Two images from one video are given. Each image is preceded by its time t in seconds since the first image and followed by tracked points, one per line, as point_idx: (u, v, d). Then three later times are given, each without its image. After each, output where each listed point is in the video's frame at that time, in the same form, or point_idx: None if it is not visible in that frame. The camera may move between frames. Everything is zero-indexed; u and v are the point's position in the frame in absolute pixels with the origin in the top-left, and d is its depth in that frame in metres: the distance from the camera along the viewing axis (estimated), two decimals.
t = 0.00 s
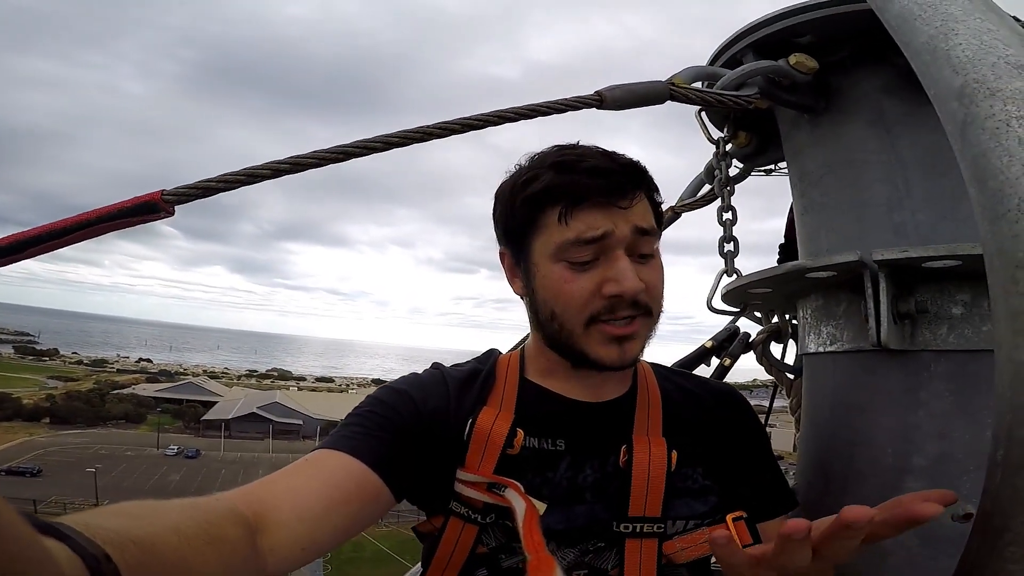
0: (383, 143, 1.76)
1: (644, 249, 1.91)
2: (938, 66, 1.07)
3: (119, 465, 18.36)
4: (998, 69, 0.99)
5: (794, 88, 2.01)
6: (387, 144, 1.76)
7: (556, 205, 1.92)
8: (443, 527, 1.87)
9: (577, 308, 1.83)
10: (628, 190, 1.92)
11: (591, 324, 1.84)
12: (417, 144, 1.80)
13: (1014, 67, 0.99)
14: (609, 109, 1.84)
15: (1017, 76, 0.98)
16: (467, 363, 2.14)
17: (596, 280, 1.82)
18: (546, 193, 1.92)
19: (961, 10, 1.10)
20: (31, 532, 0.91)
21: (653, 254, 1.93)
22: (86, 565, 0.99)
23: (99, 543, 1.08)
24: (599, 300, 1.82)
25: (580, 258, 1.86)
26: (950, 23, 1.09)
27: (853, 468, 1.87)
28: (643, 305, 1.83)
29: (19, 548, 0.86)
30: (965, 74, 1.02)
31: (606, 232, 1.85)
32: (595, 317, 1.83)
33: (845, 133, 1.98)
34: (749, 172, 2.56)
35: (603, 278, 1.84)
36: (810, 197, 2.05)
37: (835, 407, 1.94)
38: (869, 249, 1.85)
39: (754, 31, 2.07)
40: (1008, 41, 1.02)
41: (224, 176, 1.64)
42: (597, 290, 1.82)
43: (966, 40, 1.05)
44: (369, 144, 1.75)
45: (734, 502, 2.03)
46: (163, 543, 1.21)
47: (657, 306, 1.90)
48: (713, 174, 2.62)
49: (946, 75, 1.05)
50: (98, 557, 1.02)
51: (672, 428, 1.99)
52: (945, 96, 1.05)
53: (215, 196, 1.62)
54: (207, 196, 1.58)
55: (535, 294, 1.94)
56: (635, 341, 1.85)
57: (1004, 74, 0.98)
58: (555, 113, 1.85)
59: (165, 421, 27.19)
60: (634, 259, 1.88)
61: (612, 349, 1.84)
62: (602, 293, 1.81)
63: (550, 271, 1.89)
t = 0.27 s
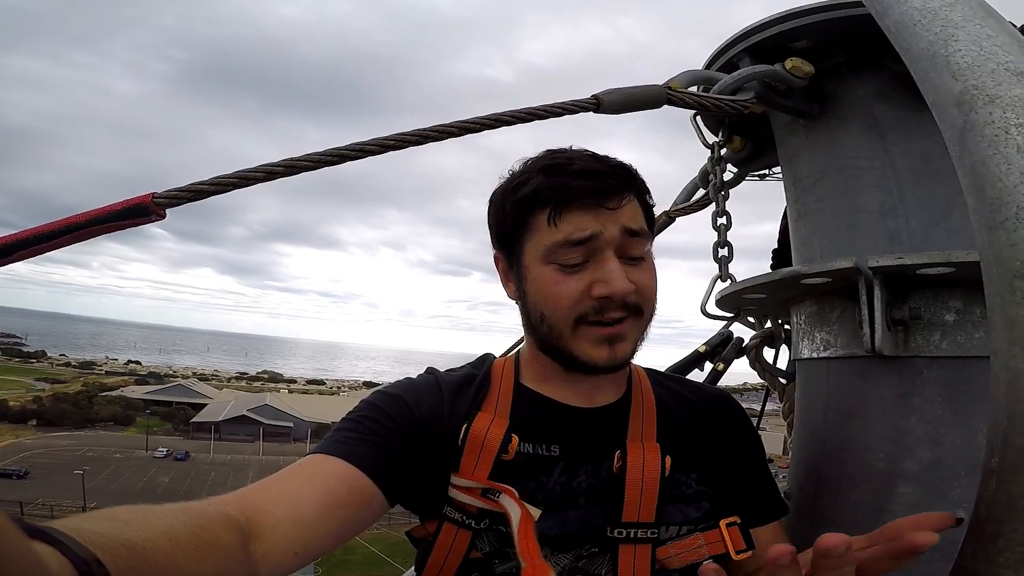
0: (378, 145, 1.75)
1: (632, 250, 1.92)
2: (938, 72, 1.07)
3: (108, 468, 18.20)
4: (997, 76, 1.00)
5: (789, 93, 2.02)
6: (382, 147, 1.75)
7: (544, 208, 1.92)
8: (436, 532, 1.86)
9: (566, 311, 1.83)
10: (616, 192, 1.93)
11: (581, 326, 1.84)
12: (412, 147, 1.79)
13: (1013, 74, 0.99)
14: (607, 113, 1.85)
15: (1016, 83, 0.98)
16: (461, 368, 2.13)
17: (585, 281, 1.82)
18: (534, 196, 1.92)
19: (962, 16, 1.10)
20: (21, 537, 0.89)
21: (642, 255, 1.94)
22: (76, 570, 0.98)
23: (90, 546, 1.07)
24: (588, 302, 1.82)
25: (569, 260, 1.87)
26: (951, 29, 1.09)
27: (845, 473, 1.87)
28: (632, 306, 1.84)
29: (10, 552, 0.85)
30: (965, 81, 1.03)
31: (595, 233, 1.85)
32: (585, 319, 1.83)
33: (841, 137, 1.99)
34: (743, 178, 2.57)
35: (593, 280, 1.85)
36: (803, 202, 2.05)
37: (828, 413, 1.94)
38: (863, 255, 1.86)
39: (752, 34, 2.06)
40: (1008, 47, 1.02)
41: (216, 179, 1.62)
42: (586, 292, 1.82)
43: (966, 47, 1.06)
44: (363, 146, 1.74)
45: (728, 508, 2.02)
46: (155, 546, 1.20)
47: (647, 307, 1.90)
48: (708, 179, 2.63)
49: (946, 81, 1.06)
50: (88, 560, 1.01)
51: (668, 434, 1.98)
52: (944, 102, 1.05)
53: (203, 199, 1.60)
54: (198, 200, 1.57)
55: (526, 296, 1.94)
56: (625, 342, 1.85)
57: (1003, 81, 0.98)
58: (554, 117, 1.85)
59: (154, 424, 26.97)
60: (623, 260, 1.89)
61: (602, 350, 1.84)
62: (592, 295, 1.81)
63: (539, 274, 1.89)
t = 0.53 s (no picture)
0: (383, 146, 1.75)
1: (600, 240, 1.92)
2: (950, 86, 1.07)
3: (96, 458, 18.10)
4: (1010, 92, 1.00)
5: (796, 103, 2.02)
6: (386, 149, 1.75)
7: (509, 212, 1.99)
8: (428, 534, 1.86)
9: (535, 307, 1.86)
10: (579, 188, 1.96)
11: (551, 321, 1.86)
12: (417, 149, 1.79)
13: None
14: (612, 120, 1.85)
15: None
16: (459, 372, 2.13)
17: (550, 276, 1.85)
18: (500, 202, 2.00)
19: (976, 30, 1.10)
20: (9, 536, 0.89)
21: (614, 246, 1.94)
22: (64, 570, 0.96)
23: (77, 545, 1.07)
24: (554, 296, 1.84)
25: (536, 258, 1.90)
26: (964, 43, 1.09)
27: (838, 486, 1.87)
28: (598, 296, 1.83)
29: None
30: (977, 96, 1.03)
31: (555, 228, 1.89)
32: (554, 314, 1.85)
33: (845, 149, 2.00)
34: (744, 187, 2.57)
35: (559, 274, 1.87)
36: (805, 213, 2.06)
37: (823, 424, 1.94)
38: (863, 269, 1.86)
39: (761, 43, 2.07)
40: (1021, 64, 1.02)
41: (219, 177, 1.62)
42: (552, 286, 1.84)
43: (979, 61, 1.06)
44: (368, 148, 1.74)
45: (721, 519, 2.00)
46: (144, 545, 1.19)
47: (621, 297, 1.89)
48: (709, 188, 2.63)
49: (957, 96, 1.06)
50: (76, 559, 0.99)
51: (664, 444, 1.98)
52: (954, 117, 1.06)
53: (206, 196, 1.59)
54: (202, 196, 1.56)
55: (507, 302, 1.98)
56: (596, 333, 1.85)
57: (1017, 97, 0.99)
58: (559, 121, 1.84)
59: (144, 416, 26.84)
60: (589, 252, 1.90)
61: (574, 344, 1.84)
62: (556, 289, 1.83)
63: (513, 276, 1.94)
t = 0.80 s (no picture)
0: (371, 152, 1.76)
1: (591, 235, 1.93)
2: (922, 74, 1.09)
3: (100, 479, 18.05)
4: (980, 77, 1.01)
5: (778, 94, 2.04)
6: (373, 156, 1.75)
7: (500, 211, 2.02)
8: (433, 537, 1.86)
9: (528, 305, 1.88)
10: (565, 184, 1.98)
11: (545, 319, 1.86)
12: (404, 154, 1.80)
13: (996, 75, 1.00)
14: (598, 117, 1.86)
15: (999, 84, 1.00)
16: (461, 373, 2.14)
17: (541, 273, 1.86)
18: (490, 203, 2.03)
19: (945, 17, 1.11)
20: (16, 540, 0.91)
21: (605, 240, 1.95)
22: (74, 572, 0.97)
23: (87, 549, 1.07)
24: (546, 293, 1.85)
25: (527, 256, 1.92)
26: (933, 30, 1.11)
27: (839, 473, 1.88)
28: (590, 290, 1.84)
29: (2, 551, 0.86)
30: (948, 83, 1.04)
31: (543, 225, 1.91)
32: (547, 312, 1.86)
33: (829, 138, 2.01)
34: (733, 180, 2.58)
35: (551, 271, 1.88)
36: (794, 203, 2.07)
37: (822, 411, 1.95)
38: (853, 256, 1.87)
39: (741, 36, 2.09)
40: (991, 48, 1.04)
41: (209, 188, 1.62)
42: (544, 284, 1.86)
43: (949, 48, 1.07)
44: (355, 154, 1.74)
45: (726, 515, 2.01)
46: (151, 549, 1.19)
47: (615, 292, 1.89)
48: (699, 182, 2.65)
49: (930, 83, 1.07)
50: (86, 563, 1.00)
51: (667, 440, 1.98)
52: (928, 104, 1.07)
53: (197, 208, 1.60)
54: (192, 209, 1.57)
55: (504, 304, 2.00)
56: (591, 328, 1.85)
57: (987, 82, 1.00)
58: (544, 122, 1.86)
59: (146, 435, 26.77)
60: (580, 247, 1.91)
61: (569, 340, 1.84)
62: (548, 286, 1.85)
63: (507, 276, 1.95)
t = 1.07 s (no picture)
0: (370, 155, 1.76)
1: (592, 239, 1.94)
2: (910, 80, 1.09)
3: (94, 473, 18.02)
4: (967, 83, 1.02)
5: (774, 100, 2.04)
6: (370, 158, 1.76)
7: (502, 212, 2.01)
8: (423, 536, 1.86)
9: (529, 307, 1.87)
10: (568, 187, 1.98)
11: (546, 321, 1.86)
12: (402, 157, 1.80)
13: (982, 81, 1.01)
14: (593, 122, 1.86)
15: (985, 90, 1.00)
16: (456, 372, 2.14)
17: (543, 276, 1.86)
18: (492, 203, 2.03)
19: (934, 24, 1.12)
20: None
21: (606, 245, 1.95)
22: (60, 570, 0.97)
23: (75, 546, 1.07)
24: (547, 296, 1.85)
25: (529, 258, 1.92)
26: (923, 36, 1.11)
27: (829, 478, 1.89)
28: (591, 294, 1.84)
29: None
30: (936, 89, 1.05)
31: (546, 227, 1.92)
32: (547, 314, 1.85)
33: (823, 144, 2.02)
34: (729, 185, 2.59)
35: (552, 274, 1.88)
36: (789, 209, 2.07)
37: (813, 417, 1.95)
38: (845, 263, 1.87)
39: (738, 42, 2.09)
40: (979, 55, 1.04)
41: (209, 188, 1.63)
42: (545, 286, 1.86)
43: (937, 55, 1.08)
44: (353, 157, 1.75)
45: (717, 519, 2.02)
46: (140, 544, 1.19)
47: (615, 296, 1.89)
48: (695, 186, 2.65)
49: (917, 89, 1.08)
50: (72, 558, 1.00)
51: (659, 442, 1.99)
52: (916, 110, 1.07)
53: (196, 208, 1.60)
54: (192, 208, 1.57)
55: (502, 306, 1.99)
56: (591, 332, 1.85)
57: (973, 88, 1.01)
58: (539, 125, 1.86)
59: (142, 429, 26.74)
60: (582, 251, 1.91)
61: (569, 343, 1.84)
62: (549, 289, 1.84)
63: (507, 277, 1.95)
